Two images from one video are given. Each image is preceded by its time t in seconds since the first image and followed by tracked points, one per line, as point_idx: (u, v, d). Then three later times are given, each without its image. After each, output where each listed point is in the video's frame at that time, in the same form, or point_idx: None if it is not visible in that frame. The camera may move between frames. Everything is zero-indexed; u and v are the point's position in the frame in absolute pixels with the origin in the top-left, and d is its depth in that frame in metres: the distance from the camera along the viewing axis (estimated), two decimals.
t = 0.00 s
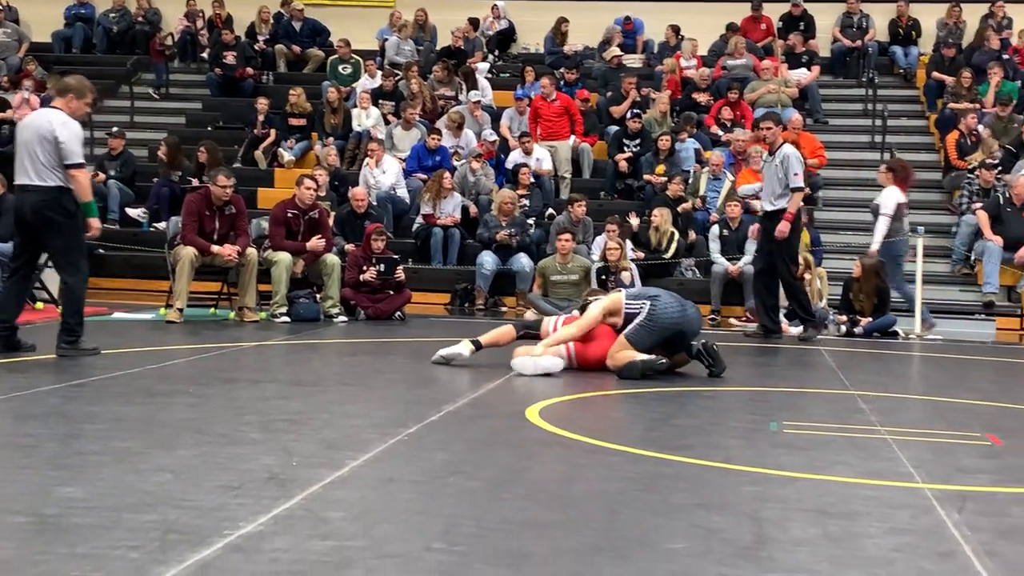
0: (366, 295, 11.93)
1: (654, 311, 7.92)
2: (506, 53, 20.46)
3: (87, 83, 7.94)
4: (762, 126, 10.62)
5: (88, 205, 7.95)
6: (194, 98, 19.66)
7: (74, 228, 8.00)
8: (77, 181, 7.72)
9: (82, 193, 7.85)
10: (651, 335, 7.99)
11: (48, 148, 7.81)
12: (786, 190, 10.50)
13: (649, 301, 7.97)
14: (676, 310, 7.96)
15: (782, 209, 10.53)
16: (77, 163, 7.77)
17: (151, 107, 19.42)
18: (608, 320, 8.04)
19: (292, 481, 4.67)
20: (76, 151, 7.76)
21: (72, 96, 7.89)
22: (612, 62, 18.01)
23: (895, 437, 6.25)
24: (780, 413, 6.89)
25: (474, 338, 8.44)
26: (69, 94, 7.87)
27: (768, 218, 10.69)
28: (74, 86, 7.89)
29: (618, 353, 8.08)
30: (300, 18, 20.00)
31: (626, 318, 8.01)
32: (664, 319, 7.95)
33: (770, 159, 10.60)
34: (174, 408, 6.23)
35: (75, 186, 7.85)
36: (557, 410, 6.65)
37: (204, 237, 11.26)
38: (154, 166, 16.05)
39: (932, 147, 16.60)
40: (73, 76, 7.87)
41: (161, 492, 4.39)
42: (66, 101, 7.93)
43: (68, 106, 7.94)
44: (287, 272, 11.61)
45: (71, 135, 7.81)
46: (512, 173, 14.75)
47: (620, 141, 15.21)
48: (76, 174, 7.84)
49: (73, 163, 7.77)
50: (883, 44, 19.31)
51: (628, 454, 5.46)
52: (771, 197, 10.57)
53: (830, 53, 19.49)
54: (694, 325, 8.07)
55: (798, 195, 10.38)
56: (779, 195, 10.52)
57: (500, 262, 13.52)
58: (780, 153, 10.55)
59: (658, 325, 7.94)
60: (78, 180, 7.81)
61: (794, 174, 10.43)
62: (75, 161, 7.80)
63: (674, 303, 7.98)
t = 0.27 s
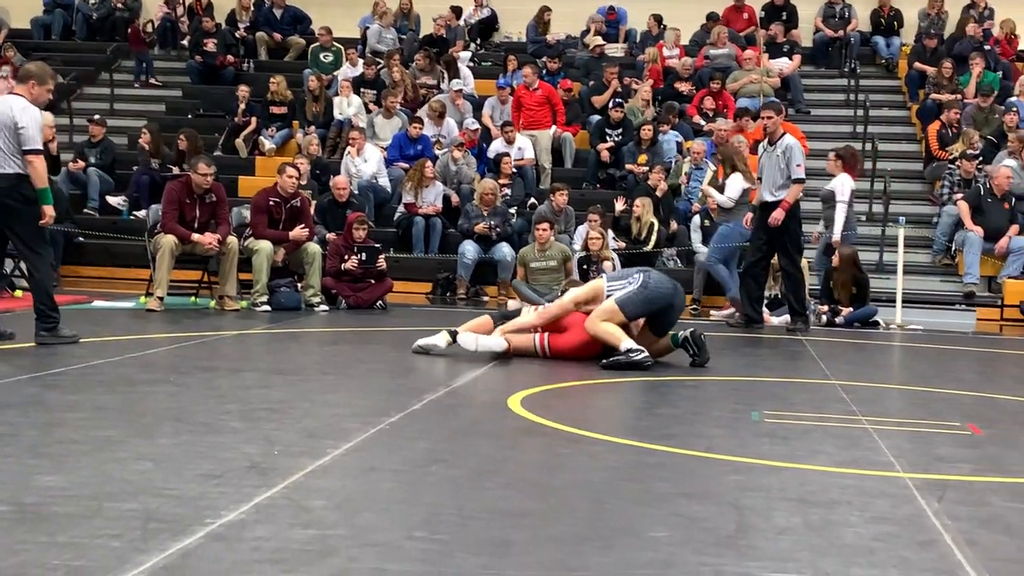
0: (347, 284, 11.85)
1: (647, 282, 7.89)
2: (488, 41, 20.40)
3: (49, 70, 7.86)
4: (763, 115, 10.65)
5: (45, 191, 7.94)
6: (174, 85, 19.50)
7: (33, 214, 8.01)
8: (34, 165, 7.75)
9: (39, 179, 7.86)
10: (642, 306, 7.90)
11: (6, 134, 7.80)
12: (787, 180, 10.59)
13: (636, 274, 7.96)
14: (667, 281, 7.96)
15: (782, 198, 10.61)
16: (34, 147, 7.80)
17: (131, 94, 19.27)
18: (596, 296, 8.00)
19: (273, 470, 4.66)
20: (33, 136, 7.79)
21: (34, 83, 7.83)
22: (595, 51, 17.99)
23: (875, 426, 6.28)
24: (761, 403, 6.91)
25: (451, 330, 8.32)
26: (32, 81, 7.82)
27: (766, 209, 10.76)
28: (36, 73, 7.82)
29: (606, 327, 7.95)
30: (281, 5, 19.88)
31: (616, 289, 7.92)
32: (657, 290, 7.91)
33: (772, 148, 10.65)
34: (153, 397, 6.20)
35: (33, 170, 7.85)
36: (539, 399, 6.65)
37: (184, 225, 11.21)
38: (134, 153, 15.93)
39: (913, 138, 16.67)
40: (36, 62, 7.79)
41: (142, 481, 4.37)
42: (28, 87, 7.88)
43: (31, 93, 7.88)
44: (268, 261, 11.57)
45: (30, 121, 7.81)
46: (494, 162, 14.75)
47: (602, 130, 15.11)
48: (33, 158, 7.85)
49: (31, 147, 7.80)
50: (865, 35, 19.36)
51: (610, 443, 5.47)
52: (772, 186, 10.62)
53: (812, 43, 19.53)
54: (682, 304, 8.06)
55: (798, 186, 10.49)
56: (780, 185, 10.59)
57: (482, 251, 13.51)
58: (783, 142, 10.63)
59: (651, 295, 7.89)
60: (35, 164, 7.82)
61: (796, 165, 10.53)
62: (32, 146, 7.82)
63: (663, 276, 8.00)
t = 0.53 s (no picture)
0: (335, 276, 11.87)
1: (635, 260, 8.04)
2: (475, 33, 20.37)
3: (26, 60, 7.81)
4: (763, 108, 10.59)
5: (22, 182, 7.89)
6: (161, 76, 19.40)
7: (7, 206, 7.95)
8: (8, 157, 7.68)
9: (14, 171, 7.80)
10: (630, 283, 8.02)
11: None
12: (787, 173, 10.58)
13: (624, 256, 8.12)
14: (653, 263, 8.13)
15: (781, 192, 10.62)
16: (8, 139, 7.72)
17: (117, 85, 19.17)
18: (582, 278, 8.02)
19: (261, 463, 4.65)
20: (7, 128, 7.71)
21: (9, 75, 7.78)
22: (583, 44, 17.98)
23: (863, 419, 6.31)
24: (749, 396, 6.93)
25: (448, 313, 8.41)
26: (7, 73, 7.77)
27: (763, 202, 10.77)
28: (12, 64, 7.78)
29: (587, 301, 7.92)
30: None
31: (606, 266, 8.04)
32: (645, 269, 8.06)
33: (773, 142, 10.60)
34: (141, 389, 6.19)
35: (8, 162, 7.79)
36: (527, 392, 6.66)
37: (171, 217, 11.17)
38: (121, 145, 15.85)
39: (901, 131, 16.71)
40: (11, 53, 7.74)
41: (130, 474, 4.36)
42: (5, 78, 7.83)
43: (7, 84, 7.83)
44: (256, 253, 11.55)
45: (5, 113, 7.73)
46: (482, 154, 14.74)
47: (590, 123, 15.19)
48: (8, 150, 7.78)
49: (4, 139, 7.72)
50: (852, 28, 19.40)
51: (599, 436, 5.48)
52: (771, 180, 10.62)
53: (800, 36, 19.56)
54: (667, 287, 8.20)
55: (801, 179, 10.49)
56: (779, 178, 10.59)
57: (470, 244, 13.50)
58: (782, 136, 10.58)
59: (640, 271, 8.02)
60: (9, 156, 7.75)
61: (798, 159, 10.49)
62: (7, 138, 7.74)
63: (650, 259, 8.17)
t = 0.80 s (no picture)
0: (329, 273, 11.83)
1: (616, 259, 7.96)
2: (468, 30, 20.35)
3: (17, 57, 7.81)
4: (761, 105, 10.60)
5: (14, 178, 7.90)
6: (153, 74, 19.35)
7: None
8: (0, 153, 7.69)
9: (7, 166, 7.82)
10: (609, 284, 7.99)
11: None
12: (785, 170, 10.59)
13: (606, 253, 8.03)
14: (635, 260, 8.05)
15: (779, 188, 10.64)
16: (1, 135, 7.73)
17: (109, 83, 19.12)
18: (566, 276, 8.06)
19: (255, 461, 4.64)
20: None
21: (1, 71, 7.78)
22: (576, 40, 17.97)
23: (856, 416, 6.32)
24: (742, 392, 6.94)
25: (439, 321, 8.58)
26: None
27: (760, 198, 10.78)
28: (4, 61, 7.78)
29: (567, 305, 8.00)
30: None
31: (587, 266, 8.00)
32: (627, 268, 7.99)
33: (771, 138, 10.60)
34: (134, 387, 6.17)
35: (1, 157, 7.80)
36: (521, 389, 6.65)
37: (164, 214, 11.14)
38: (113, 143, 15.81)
39: (893, 127, 16.73)
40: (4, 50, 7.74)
41: (123, 472, 4.35)
42: None
43: None
44: (250, 250, 11.55)
45: None
46: (475, 151, 14.72)
47: (583, 120, 15.09)
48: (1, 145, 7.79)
49: None
50: (844, 25, 19.42)
51: (593, 433, 5.48)
52: (768, 176, 10.63)
53: (793, 33, 19.58)
54: (649, 283, 8.14)
55: (798, 176, 10.50)
56: (777, 174, 10.60)
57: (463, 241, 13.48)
58: (780, 133, 10.58)
59: (620, 272, 7.95)
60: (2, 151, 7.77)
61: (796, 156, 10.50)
62: None
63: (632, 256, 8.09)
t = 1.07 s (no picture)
0: (323, 273, 11.83)
1: (600, 260, 7.95)
2: (461, 29, 20.33)
3: (12, 57, 7.80)
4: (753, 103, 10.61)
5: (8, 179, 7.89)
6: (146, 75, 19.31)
7: None
8: None
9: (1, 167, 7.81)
10: (596, 287, 7.99)
11: None
12: (777, 168, 10.60)
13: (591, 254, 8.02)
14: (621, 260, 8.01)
15: (771, 186, 10.65)
16: None
17: (103, 83, 19.08)
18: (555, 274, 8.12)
19: (250, 462, 4.64)
20: None
21: None
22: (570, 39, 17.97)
23: (850, 413, 6.33)
24: (737, 390, 6.94)
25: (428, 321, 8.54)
26: None
27: (752, 197, 10.79)
28: None
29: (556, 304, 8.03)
30: None
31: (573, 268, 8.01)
32: (612, 269, 7.96)
33: (764, 136, 10.61)
34: (128, 388, 6.16)
35: None
36: (516, 388, 6.65)
37: (158, 215, 11.13)
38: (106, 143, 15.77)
39: (886, 125, 16.74)
40: None
41: (118, 473, 4.35)
42: None
43: None
44: (245, 250, 11.52)
45: None
46: (468, 151, 14.72)
47: (577, 118, 15.07)
48: None
49: None
50: (838, 23, 19.44)
51: (587, 432, 5.49)
52: (760, 174, 10.64)
53: (786, 30, 19.59)
54: (637, 282, 8.12)
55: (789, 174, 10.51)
56: (769, 172, 10.60)
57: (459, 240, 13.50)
58: (773, 131, 10.60)
59: (606, 275, 7.94)
60: None
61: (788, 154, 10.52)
62: None
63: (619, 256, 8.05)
